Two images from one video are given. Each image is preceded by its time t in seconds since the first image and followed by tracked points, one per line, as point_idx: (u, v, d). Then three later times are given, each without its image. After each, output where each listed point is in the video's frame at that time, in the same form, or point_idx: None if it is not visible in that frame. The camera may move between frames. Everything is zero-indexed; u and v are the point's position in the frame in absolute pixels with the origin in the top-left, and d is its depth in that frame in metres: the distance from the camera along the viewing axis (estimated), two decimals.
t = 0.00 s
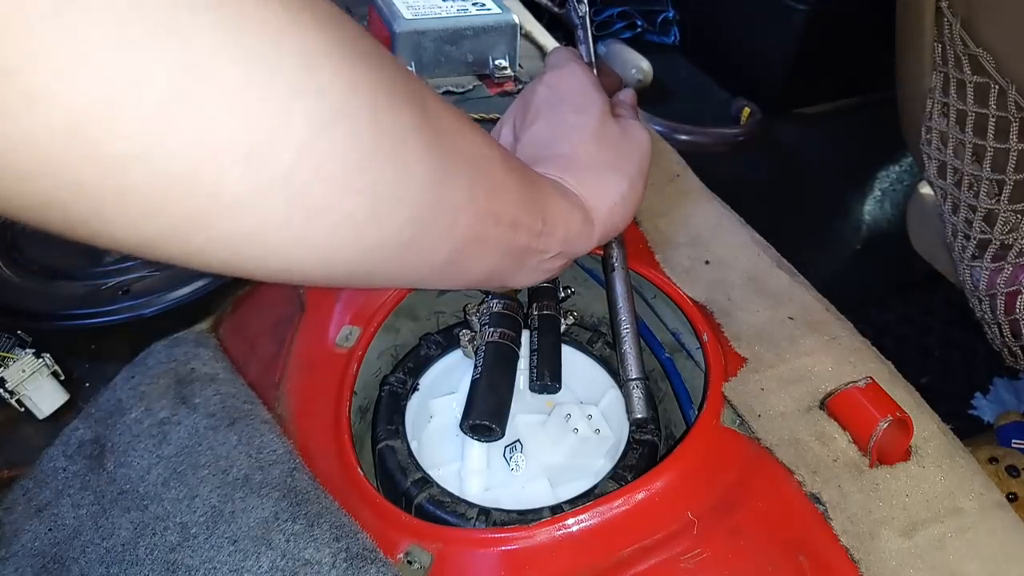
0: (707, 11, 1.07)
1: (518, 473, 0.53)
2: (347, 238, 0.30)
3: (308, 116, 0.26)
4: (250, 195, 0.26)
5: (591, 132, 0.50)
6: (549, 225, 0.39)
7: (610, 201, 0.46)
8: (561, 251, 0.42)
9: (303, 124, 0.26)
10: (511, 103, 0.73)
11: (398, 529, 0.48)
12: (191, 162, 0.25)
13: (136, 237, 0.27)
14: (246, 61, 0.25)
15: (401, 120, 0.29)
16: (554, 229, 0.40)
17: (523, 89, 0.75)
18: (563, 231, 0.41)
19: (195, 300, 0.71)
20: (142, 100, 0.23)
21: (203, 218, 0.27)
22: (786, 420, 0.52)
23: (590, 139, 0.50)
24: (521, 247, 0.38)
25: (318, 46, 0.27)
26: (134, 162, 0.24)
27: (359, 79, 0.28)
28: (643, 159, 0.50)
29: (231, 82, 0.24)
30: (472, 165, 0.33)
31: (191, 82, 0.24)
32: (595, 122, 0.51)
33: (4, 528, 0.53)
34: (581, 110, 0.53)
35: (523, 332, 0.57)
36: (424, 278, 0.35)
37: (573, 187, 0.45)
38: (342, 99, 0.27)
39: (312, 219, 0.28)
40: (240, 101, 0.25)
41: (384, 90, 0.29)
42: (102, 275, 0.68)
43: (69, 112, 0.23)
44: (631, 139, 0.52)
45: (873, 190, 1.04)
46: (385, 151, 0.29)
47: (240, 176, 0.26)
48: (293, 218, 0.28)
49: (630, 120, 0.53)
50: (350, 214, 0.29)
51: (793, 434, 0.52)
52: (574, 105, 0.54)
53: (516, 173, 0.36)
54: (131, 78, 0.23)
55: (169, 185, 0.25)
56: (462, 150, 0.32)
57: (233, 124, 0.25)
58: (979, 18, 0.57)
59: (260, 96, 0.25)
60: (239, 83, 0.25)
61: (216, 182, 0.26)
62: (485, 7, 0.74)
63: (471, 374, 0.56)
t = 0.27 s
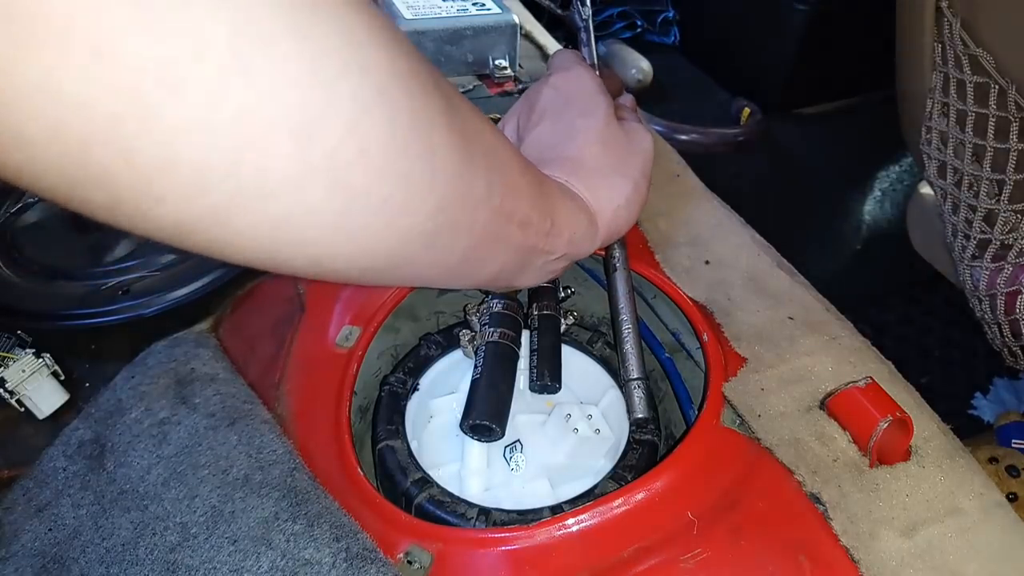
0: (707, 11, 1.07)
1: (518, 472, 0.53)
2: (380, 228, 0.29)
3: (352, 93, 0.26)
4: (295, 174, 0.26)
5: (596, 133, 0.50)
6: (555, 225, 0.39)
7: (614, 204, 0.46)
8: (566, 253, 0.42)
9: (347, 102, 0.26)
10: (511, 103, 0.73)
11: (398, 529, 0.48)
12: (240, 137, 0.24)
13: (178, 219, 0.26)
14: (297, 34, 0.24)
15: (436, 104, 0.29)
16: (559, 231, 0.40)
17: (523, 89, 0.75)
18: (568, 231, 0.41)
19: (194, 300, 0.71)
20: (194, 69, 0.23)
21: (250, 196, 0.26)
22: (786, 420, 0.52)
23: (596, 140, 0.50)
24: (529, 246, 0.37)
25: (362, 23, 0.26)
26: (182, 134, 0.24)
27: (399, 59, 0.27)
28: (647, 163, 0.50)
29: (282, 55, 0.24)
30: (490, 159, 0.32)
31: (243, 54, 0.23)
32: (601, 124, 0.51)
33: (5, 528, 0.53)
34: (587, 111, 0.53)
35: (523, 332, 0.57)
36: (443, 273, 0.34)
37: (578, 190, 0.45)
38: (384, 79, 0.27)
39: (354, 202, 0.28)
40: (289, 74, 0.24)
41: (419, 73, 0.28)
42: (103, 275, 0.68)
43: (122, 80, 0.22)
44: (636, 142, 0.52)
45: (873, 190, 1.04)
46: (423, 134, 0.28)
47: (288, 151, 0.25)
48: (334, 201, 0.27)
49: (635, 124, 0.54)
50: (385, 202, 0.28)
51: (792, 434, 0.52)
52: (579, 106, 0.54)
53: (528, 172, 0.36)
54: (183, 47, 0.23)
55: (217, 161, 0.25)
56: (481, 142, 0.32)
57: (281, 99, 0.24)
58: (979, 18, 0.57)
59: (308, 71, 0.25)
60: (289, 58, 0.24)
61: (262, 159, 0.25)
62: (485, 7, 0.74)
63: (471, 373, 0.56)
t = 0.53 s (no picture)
0: (708, 11, 1.07)
1: (518, 473, 0.53)
2: (380, 255, 0.29)
3: (345, 134, 0.26)
4: (291, 221, 0.26)
5: (590, 132, 0.50)
6: (552, 231, 0.39)
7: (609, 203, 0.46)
8: (562, 254, 0.42)
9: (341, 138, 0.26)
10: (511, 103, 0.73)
11: (398, 529, 0.48)
12: (237, 194, 0.25)
13: (179, 274, 0.26)
14: (290, 81, 0.25)
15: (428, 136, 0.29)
16: (556, 237, 0.40)
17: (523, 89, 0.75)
18: (566, 234, 0.41)
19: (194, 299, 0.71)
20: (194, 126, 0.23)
21: (246, 248, 0.26)
22: (786, 420, 0.53)
23: (590, 140, 0.50)
24: (526, 253, 0.37)
25: (352, 64, 0.26)
26: (183, 195, 0.24)
27: (388, 92, 0.28)
28: (642, 159, 0.50)
29: (277, 104, 0.24)
30: (484, 175, 0.32)
31: (238, 108, 0.24)
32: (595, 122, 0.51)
33: (5, 528, 0.53)
34: (581, 109, 0.53)
35: (523, 332, 0.57)
36: (442, 288, 0.34)
37: (572, 190, 0.45)
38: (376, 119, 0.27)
39: (350, 241, 0.28)
40: (283, 125, 0.25)
41: (410, 105, 0.28)
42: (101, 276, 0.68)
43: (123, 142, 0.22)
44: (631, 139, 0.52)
45: (873, 190, 1.04)
46: (416, 171, 0.28)
47: (283, 200, 0.25)
48: (330, 240, 0.27)
49: (630, 120, 0.53)
50: (383, 234, 0.29)
51: (793, 434, 0.52)
52: (574, 105, 0.54)
53: (520, 180, 0.36)
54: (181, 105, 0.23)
55: (214, 216, 0.25)
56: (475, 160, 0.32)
57: (275, 149, 0.25)
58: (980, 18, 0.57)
59: (300, 119, 0.25)
60: (282, 103, 0.25)
61: (257, 208, 0.25)
62: (485, 7, 0.74)
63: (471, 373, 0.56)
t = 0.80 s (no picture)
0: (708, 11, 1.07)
1: (518, 472, 0.53)
2: (374, 258, 0.30)
3: (336, 140, 0.26)
4: (281, 225, 0.26)
5: (591, 133, 0.50)
6: (552, 232, 0.39)
7: (610, 204, 0.46)
8: (563, 256, 0.42)
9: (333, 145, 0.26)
10: (511, 103, 0.73)
11: (398, 529, 0.48)
12: (226, 198, 0.25)
13: (168, 274, 0.27)
14: (280, 86, 0.25)
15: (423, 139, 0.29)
16: (557, 237, 0.40)
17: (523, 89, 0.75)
18: (567, 234, 0.41)
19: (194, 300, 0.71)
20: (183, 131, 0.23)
21: (235, 250, 0.27)
22: (786, 420, 0.53)
23: (591, 140, 0.50)
24: (525, 254, 0.37)
25: (343, 69, 0.27)
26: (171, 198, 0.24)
27: (379, 98, 0.28)
28: (643, 159, 0.50)
29: (266, 109, 0.25)
30: (481, 176, 0.32)
31: (227, 113, 0.24)
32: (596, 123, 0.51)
33: (4, 528, 0.53)
34: (582, 110, 0.53)
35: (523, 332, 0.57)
36: (438, 290, 0.34)
37: (574, 191, 0.45)
38: (367, 124, 0.27)
39: (341, 246, 0.28)
40: (273, 130, 0.25)
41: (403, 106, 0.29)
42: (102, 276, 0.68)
43: (112, 147, 0.23)
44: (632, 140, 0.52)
45: (873, 190, 1.04)
46: (408, 176, 0.29)
47: (272, 206, 0.26)
48: (321, 245, 0.28)
49: (631, 120, 0.53)
50: (375, 237, 0.29)
51: (793, 434, 0.52)
52: (575, 106, 0.54)
53: (519, 181, 0.36)
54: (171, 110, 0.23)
55: (203, 218, 0.25)
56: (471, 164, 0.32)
57: (265, 154, 0.25)
58: (980, 19, 0.57)
59: (290, 124, 0.25)
60: (273, 109, 0.25)
61: (247, 214, 0.26)
62: (485, 7, 0.74)
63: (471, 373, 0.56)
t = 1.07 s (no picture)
0: (708, 11, 1.07)
1: (518, 472, 0.53)
2: (369, 254, 0.30)
3: (329, 135, 0.26)
4: (270, 218, 0.26)
5: (592, 134, 0.50)
6: (552, 232, 0.39)
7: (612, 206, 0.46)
8: (563, 258, 0.42)
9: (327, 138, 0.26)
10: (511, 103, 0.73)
11: (398, 529, 0.48)
12: (216, 190, 0.25)
13: (159, 263, 0.27)
14: (273, 78, 0.25)
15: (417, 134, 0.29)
16: (557, 237, 0.40)
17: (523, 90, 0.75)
18: (567, 233, 0.40)
19: (194, 300, 0.71)
20: (173, 122, 0.23)
21: (225, 243, 0.27)
22: (786, 420, 0.53)
23: (592, 141, 0.50)
24: (524, 253, 0.37)
25: (336, 64, 0.27)
26: (160, 189, 0.24)
27: (373, 93, 0.28)
28: (644, 160, 0.50)
29: (259, 101, 0.25)
30: (481, 175, 0.32)
31: (219, 105, 0.24)
32: (597, 124, 0.51)
33: (4, 529, 0.53)
34: (583, 111, 0.53)
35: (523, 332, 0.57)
36: (434, 286, 0.34)
37: (575, 193, 0.45)
38: (359, 119, 0.27)
39: (332, 240, 0.28)
40: (264, 123, 0.25)
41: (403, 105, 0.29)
42: (102, 276, 0.68)
43: (106, 141, 0.23)
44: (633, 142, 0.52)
45: (873, 190, 1.04)
46: (401, 173, 0.29)
47: (261, 199, 0.26)
48: (310, 237, 0.28)
49: (632, 120, 0.53)
50: (366, 232, 0.29)
51: (793, 434, 0.52)
52: (576, 107, 0.54)
53: (520, 181, 0.36)
54: (163, 102, 0.23)
55: (194, 210, 0.25)
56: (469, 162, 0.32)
57: (255, 147, 0.25)
58: (980, 19, 0.57)
59: (281, 117, 0.25)
60: (265, 102, 0.25)
61: (237, 207, 0.26)
62: (485, 7, 0.74)
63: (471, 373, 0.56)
